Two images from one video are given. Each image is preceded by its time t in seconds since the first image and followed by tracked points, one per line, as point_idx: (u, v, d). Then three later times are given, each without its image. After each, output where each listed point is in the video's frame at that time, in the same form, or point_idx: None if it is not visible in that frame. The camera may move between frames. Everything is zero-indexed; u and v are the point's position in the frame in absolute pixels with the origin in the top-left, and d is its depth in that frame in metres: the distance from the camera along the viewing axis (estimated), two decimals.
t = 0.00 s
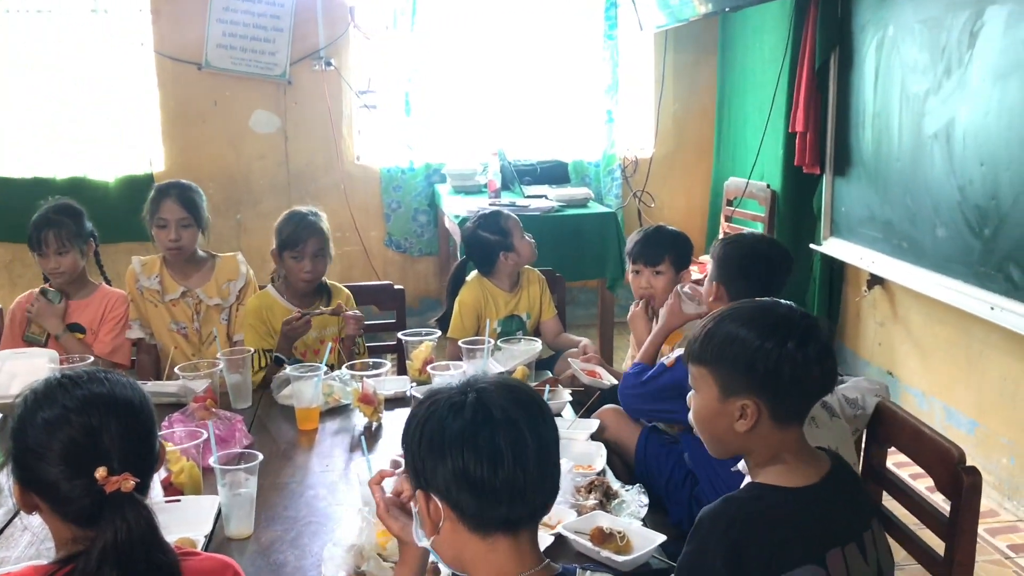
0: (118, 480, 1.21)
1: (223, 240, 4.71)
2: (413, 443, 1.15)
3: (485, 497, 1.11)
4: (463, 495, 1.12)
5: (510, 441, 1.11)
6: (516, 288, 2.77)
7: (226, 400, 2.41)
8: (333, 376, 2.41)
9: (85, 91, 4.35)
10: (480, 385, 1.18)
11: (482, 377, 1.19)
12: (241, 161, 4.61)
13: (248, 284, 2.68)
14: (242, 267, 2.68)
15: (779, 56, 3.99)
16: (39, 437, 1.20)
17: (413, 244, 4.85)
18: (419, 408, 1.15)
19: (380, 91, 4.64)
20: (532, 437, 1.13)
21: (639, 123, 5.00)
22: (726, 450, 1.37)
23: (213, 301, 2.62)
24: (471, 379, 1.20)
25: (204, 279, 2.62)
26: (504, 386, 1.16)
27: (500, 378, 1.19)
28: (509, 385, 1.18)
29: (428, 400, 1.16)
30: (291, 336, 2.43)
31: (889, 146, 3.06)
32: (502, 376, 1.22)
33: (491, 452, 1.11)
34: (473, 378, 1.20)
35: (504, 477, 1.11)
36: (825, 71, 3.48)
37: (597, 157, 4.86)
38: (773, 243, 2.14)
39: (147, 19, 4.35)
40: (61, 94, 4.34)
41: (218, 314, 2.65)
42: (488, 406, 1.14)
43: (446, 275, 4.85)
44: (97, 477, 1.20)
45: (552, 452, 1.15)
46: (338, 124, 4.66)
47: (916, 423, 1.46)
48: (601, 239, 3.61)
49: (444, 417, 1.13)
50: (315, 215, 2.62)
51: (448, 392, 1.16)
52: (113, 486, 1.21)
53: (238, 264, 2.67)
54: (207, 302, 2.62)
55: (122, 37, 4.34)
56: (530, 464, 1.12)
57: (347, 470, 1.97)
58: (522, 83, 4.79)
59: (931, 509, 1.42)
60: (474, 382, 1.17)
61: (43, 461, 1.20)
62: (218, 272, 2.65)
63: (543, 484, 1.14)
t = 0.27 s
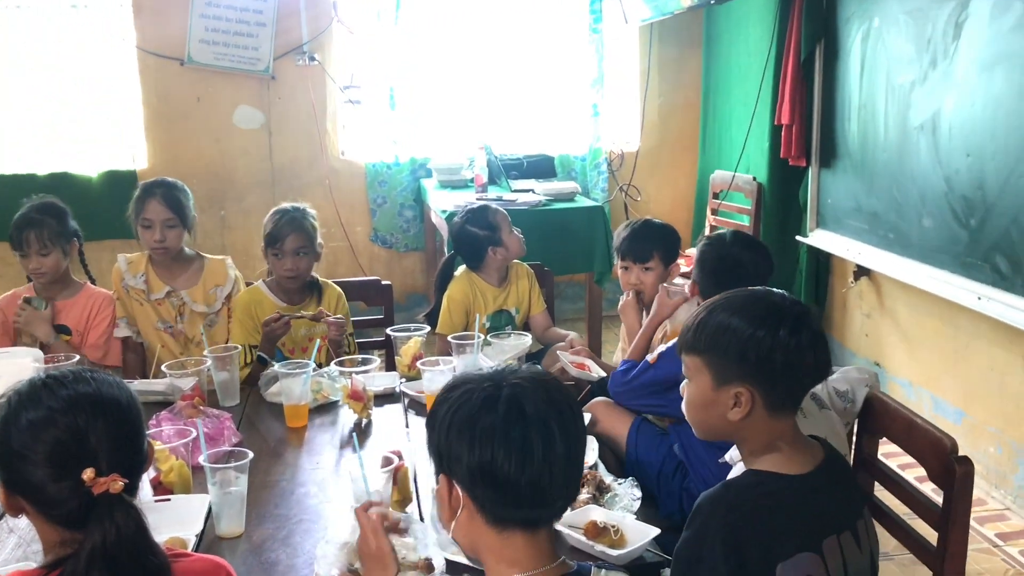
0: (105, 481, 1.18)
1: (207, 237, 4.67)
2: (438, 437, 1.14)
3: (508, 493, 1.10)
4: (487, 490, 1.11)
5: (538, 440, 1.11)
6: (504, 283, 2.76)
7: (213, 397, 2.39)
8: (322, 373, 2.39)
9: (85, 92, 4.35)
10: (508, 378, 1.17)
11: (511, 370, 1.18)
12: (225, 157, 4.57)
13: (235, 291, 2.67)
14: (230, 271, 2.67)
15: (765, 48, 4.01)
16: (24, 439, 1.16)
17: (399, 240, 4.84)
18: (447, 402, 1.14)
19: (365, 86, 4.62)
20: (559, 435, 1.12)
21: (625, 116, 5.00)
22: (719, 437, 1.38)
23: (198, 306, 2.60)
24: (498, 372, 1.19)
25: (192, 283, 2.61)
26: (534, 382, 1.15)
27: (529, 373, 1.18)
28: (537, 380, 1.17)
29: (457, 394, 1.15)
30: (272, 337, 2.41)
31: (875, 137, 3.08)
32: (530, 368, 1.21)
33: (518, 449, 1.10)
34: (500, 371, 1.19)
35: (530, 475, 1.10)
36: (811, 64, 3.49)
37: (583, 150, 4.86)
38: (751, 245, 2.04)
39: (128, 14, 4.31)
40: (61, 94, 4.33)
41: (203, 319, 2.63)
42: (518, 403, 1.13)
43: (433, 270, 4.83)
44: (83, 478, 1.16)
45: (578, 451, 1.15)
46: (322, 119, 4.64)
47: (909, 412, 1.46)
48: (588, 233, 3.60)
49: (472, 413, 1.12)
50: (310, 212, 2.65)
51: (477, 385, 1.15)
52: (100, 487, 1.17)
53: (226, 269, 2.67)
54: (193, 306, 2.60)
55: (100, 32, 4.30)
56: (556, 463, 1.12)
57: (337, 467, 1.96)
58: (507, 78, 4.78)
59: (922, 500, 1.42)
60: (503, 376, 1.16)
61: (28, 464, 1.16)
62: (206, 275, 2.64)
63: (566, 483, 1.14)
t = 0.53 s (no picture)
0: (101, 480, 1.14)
1: (196, 233, 4.64)
2: (467, 423, 1.14)
3: (534, 482, 1.10)
4: (512, 477, 1.11)
5: (570, 432, 1.11)
6: (497, 277, 2.76)
7: (205, 394, 2.37)
8: (314, 368, 2.38)
9: (85, 92, 4.34)
10: (539, 366, 1.16)
11: (543, 357, 1.17)
12: (213, 152, 4.54)
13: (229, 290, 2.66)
14: (226, 272, 2.66)
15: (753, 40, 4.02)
16: (15, 438, 1.12)
17: (388, 234, 4.83)
18: (479, 387, 1.13)
19: (353, 81, 4.60)
20: (589, 429, 1.12)
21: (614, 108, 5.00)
22: (718, 436, 1.35)
23: (190, 306, 2.59)
24: (529, 358, 1.18)
25: (186, 282, 2.61)
26: (568, 374, 1.15)
27: (562, 361, 1.17)
28: (570, 369, 1.16)
29: (489, 379, 1.14)
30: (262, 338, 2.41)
31: (865, 128, 3.10)
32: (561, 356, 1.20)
33: (548, 438, 1.10)
34: (532, 357, 1.18)
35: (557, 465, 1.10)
36: (800, 55, 3.51)
37: (572, 143, 4.86)
38: (738, 242, 1.94)
39: (113, 9, 4.26)
40: (61, 94, 4.32)
41: (194, 320, 2.62)
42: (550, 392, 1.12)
43: (423, 264, 4.82)
44: (77, 477, 1.12)
45: (606, 445, 1.15)
46: (311, 114, 4.61)
47: (901, 403, 1.47)
48: (579, 226, 3.60)
49: (503, 401, 1.11)
50: (308, 210, 2.64)
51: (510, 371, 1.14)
52: (96, 486, 1.13)
53: (222, 268, 2.66)
54: (185, 307, 2.59)
55: (82, 25, 4.25)
56: (584, 456, 1.11)
57: (332, 461, 1.96)
58: (495, 71, 4.76)
59: (918, 491, 1.42)
60: (535, 364, 1.16)
61: (19, 464, 1.12)
62: (202, 275, 2.63)
63: (592, 476, 1.14)
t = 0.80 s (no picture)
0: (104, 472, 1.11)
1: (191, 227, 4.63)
2: (470, 417, 1.13)
3: (537, 477, 1.10)
4: (515, 472, 1.11)
5: (575, 429, 1.11)
6: (494, 271, 2.76)
7: (202, 387, 2.37)
8: (313, 362, 2.37)
9: (86, 92, 4.35)
10: (543, 360, 1.16)
11: (547, 352, 1.17)
12: (208, 146, 4.53)
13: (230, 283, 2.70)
14: (228, 264, 2.70)
15: (749, 34, 4.02)
16: (16, 432, 1.09)
17: (384, 228, 4.83)
18: (483, 384, 1.12)
19: (349, 74, 4.58)
20: (592, 424, 1.12)
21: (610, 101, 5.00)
22: (716, 436, 1.36)
23: (192, 298, 2.65)
24: (531, 351, 1.18)
25: (188, 274, 2.65)
26: (571, 371, 1.15)
27: (565, 355, 1.17)
28: (573, 364, 1.16)
29: (493, 374, 1.13)
30: (261, 333, 2.40)
31: (861, 121, 3.10)
32: (563, 350, 1.20)
33: (552, 434, 1.10)
34: (535, 350, 1.18)
35: (561, 460, 1.10)
36: (795, 49, 3.51)
37: (568, 137, 4.86)
38: (732, 234, 1.94)
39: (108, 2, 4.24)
40: (62, 95, 4.32)
41: (195, 312, 2.68)
42: (554, 388, 1.12)
43: (419, 257, 4.82)
44: (78, 471, 1.09)
45: (606, 440, 1.15)
46: (306, 107, 4.60)
47: (899, 395, 1.48)
48: (575, 218, 3.61)
49: (509, 399, 1.11)
50: (308, 204, 2.63)
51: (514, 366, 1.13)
52: (99, 480, 1.10)
53: (225, 260, 2.71)
54: (187, 298, 2.65)
55: (76, 19, 4.23)
56: (586, 450, 1.12)
57: (331, 454, 1.96)
58: (491, 64, 4.76)
59: (915, 483, 1.43)
60: (538, 360, 1.15)
61: (20, 458, 1.09)
62: (203, 267, 2.67)
63: (591, 471, 1.15)
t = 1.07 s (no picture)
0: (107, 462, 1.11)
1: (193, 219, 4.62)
2: (470, 412, 1.13)
3: (534, 473, 1.10)
4: (514, 467, 1.11)
5: (572, 426, 1.10)
6: (495, 263, 2.76)
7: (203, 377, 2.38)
8: (314, 354, 2.38)
9: (85, 92, 4.35)
10: (543, 355, 1.15)
11: (547, 346, 1.15)
12: (210, 138, 4.52)
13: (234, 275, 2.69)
14: (233, 256, 2.69)
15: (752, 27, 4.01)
16: (19, 421, 1.09)
17: (385, 220, 4.82)
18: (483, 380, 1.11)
19: (351, 66, 4.58)
20: (590, 421, 1.12)
21: (612, 94, 5.00)
22: (718, 427, 1.36)
23: (197, 290, 2.63)
24: (531, 345, 1.16)
25: (193, 266, 2.63)
26: (571, 367, 1.14)
27: (565, 350, 1.16)
28: (573, 360, 1.15)
29: (493, 371, 1.12)
30: (264, 324, 2.39)
31: (864, 115, 3.10)
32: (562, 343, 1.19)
33: (551, 431, 1.10)
34: (535, 345, 1.16)
35: (559, 456, 1.10)
36: (797, 43, 3.51)
37: (569, 129, 4.85)
38: (733, 227, 1.95)
39: None
40: (64, 92, 4.33)
41: (201, 304, 2.65)
42: (554, 384, 1.11)
43: (420, 249, 4.82)
44: (80, 460, 1.09)
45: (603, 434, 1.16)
46: (308, 99, 4.60)
47: (900, 388, 1.48)
48: (576, 211, 3.61)
49: (509, 397, 1.10)
50: (311, 196, 2.64)
51: (515, 362, 1.12)
52: (102, 470, 1.10)
53: (230, 251, 2.69)
54: (193, 290, 2.62)
55: (78, 10, 4.23)
56: (584, 446, 1.12)
57: (332, 444, 1.98)
58: (493, 57, 4.75)
59: (915, 476, 1.44)
60: (539, 355, 1.14)
61: (22, 448, 1.09)
62: (208, 259, 2.66)
63: (586, 465, 1.16)
